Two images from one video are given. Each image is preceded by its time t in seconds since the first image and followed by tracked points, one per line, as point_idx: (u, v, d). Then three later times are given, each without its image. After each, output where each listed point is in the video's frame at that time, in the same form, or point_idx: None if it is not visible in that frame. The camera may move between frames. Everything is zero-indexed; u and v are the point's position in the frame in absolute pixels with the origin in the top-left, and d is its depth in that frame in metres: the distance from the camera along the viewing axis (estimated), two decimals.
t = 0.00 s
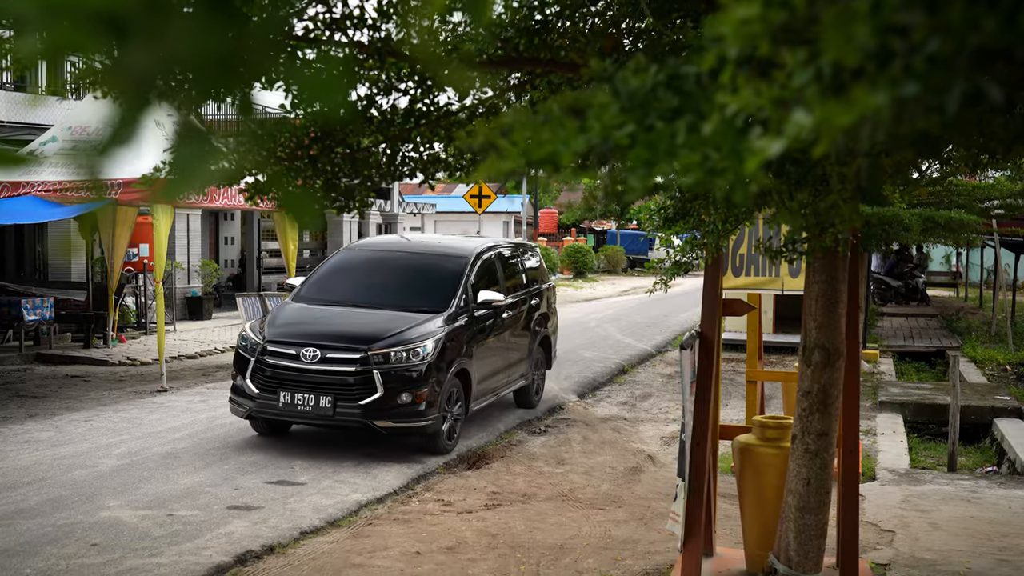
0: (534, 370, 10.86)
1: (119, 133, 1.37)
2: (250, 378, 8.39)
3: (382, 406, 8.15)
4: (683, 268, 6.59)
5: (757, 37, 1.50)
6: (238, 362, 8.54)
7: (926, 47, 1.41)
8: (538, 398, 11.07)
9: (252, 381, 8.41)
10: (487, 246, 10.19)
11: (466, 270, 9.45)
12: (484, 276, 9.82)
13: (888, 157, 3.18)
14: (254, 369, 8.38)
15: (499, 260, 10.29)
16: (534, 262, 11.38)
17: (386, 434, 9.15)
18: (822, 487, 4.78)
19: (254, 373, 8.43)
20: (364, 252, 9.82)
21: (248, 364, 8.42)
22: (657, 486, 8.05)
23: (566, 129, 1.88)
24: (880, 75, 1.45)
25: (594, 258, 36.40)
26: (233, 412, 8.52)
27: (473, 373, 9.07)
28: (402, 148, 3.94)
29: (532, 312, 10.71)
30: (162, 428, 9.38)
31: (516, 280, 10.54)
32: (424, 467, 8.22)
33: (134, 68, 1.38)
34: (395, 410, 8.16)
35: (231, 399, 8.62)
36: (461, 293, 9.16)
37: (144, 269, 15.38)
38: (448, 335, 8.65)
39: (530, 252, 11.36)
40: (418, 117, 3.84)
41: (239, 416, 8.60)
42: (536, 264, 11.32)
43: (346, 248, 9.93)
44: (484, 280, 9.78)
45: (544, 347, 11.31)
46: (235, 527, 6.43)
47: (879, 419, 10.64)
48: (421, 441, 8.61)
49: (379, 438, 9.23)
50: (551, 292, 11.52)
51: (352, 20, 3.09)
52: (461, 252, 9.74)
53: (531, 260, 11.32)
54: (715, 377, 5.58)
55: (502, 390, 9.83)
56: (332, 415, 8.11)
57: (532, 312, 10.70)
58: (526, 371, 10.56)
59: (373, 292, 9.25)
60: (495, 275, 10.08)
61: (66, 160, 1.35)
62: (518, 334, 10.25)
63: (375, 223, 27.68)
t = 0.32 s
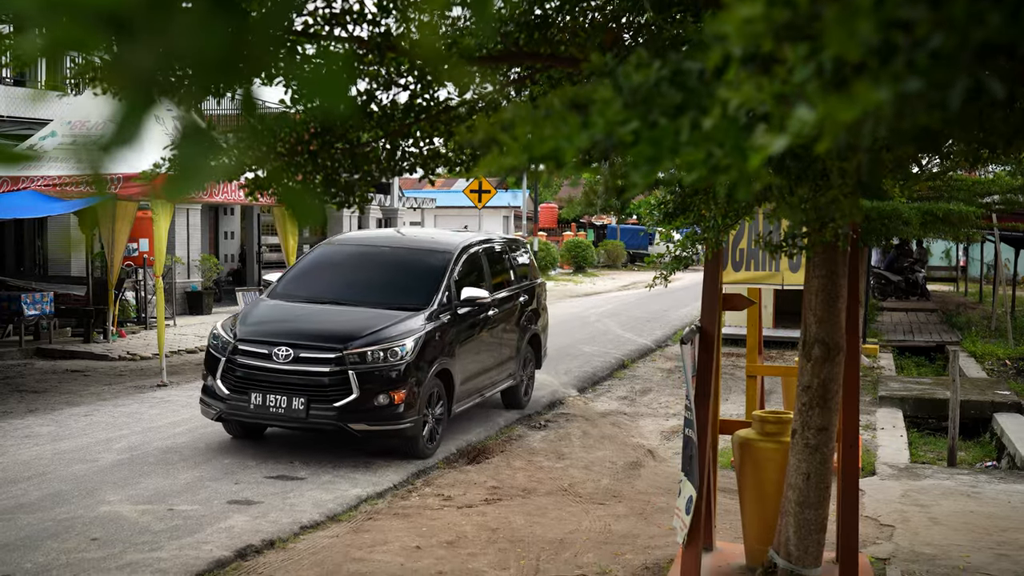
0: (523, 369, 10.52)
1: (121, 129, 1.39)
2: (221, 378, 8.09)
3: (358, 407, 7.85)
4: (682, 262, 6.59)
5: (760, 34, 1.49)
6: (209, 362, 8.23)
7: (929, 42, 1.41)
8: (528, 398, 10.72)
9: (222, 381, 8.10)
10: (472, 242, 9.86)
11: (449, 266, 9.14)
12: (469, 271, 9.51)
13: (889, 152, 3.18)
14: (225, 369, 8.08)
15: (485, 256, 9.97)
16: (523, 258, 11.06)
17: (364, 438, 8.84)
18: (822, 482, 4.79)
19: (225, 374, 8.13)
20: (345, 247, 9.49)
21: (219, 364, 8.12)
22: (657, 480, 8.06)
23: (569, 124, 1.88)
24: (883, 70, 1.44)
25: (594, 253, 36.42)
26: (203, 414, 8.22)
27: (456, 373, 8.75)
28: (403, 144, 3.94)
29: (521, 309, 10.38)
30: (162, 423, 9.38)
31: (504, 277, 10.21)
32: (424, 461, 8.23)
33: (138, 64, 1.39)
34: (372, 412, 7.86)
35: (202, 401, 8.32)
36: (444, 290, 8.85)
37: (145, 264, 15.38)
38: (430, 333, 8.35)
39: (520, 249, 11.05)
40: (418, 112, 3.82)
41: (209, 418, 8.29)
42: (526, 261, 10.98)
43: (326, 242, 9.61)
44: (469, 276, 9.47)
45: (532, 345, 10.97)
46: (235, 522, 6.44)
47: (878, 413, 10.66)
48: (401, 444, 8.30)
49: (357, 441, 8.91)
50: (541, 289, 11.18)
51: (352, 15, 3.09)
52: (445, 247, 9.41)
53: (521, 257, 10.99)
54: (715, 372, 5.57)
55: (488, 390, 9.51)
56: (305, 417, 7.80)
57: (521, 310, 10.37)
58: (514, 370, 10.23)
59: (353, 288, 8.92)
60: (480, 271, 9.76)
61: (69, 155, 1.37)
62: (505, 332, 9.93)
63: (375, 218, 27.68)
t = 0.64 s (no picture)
0: (511, 369, 10.20)
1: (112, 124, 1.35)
2: (192, 379, 7.75)
3: (334, 410, 7.51)
4: (682, 258, 6.58)
5: (759, 28, 1.49)
6: (180, 362, 7.89)
7: (928, 39, 1.37)
8: (517, 399, 10.39)
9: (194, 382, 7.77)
10: (458, 238, 9.50)
11: (432, 263, 8.79)
12: (454, 268, 9.15)
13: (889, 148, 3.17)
14: (196, 370, 7.73)
15: (472, 253, 9.62)
16: (516, 256, 10.74)
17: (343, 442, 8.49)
18: (822, 477, 4.79)
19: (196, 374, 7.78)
20: (324, 243, 9.13)
21: (190, 364, 7.78)
22: (657, 475, 8.07)
23: (565, 118, 1.89)
24: (882, 67, 1.44)
25: (594, 248, 36.42)
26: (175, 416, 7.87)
27: (438, 373, 8.41)
28: (403, 138, 3.94)
29: (509, 308, 10.04)
30: (162, 418, 9.39)
31: (491, 274, 9.84)
32: (423, 457, 8.23)
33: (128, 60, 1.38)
34: (349, 414, 7.51)
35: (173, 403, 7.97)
36: (426, 287, 8.50)
37: (144, 259, 15.37)
38: (408, 332, 7.98)
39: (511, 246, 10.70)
40: (418, 107, 3.82)
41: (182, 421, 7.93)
42: (518, 259, 10.67)
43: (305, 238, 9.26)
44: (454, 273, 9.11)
45: (522, 344, 10.63)
46: (235, 516, 6.44)
47: (878, 408, 10.66)
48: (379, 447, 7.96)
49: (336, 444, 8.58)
50: (532, 287, 10.83)
51: (351, 10, 3.08)
52: (429, 244, 9.06)
53: (513, 255, 10.67)
54: (715, 366, 5.58)
55: (473, 391, 9.19)
56: (279, 420, 7.46)
57: (509, 309, 10.04)
58: (502, 370, 9.91)
59: (333, 286, 8.58)
60: (467, 269, 9.41)
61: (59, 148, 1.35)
62: (492, 330, 9.60)
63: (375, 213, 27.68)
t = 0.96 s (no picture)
0: (501, 368, 9.87)
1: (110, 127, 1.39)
2: (163, 381, 7.36)
3: (311, 413, 7.14)
4: (682, 252, 6.56)
5: (759, 26, 1.49)
6: (151, 363, 7.49)
7: (928, 34, 1.37)
8: (507, 400, 10.07)
9: (165, 385, 7.38)
10: (445, 232, 9.13)
11: (416, 258, 8.40)
12: (440, 264, 8.77)
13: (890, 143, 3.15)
14: (168, 371, 7.34)
15: (460, 249, 9.25)
16: (507, 254, 10.42)
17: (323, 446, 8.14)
18: (822, 472, 4.79)
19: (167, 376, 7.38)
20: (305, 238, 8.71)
21: (161, 365, 7.39)
22: (657, 470, 8.08)
23: (563, 116, 1.88)
24: (882, 63, 1.44)
25: (594, 243, 36.42)
26: (147, 420, 7.48)
27: (423, 374, 8.06)
28: (402, 133, 3.94)
29: (499, 305, 9.68)
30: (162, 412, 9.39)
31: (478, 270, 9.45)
32: (423, 452, 8.23)
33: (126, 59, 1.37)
34: (327, 417, 7.15)
35: (144, 406, 7.57)
36: (410, 283, 8.13)
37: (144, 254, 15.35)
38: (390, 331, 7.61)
39: (501, 242, 10.33)
40: (417, 101, 3.81)
41: (154, 424, 7.55)
42: (509, 255, 10.35)
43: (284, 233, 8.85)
44: (440, 269, 8.74)
45: (512, 343, 10.28)
46: (235, 511, 6.45)
47: (879, 403, 10.66)
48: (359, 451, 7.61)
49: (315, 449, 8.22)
50: (523, 284, 10.47)
51: (351, 4, 3.07)
52: (415, 237, 8.69)
53: (504, 251, 10.34)
54: (715, 362, 5.57)
55: (460, 392, 8.85)
56: (253, 424, 7.07)
57: (498, 307, 9.67)
58: (492, 368, 9.55)
59: (313, 283, 8.18)
60: (454, 265, 9.05)
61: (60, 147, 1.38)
62: (481, 328, 9.24)
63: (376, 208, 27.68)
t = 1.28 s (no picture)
0: (491, 368, 9.61)
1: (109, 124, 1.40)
2: (137, 382, 7.11)
3: (289, 415, 6.87)
4: (682, 247, 6.56)
5: (759, 19, 1.49)
6: (125, 362, 7.24)
7: (928, 29, 1.36)
8: (496, 399, 9.78)
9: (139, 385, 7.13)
10: (433, 228, 8.82)
11: (402, 255, 8.11)
12: (427, 261, 8.48)
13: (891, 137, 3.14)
14: (141, 371, 7.09)
15: (449, 245, 8.94)
16: (501, 251, 10.11)
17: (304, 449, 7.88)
18: (822, 467, 4.78)
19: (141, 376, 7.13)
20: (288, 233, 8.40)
21: (135, 364, 7.13)
22: (657, 465, 8.08)
23: (568, 118, 1.87)
24: (882, 57, 1.43)
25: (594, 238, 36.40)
26: (121, 421, 7.24)
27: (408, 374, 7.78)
28: (403, 128, 3.93)
29: (490, 304, 9.37)
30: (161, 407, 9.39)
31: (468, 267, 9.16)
32: (424, 447, 8.23)
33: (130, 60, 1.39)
34: (306, 420, 6.88)
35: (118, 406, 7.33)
36: (394, 281, 7.84)
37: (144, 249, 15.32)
38: (372, 330, 7.33)
39: (494, 239, 10.03)
40: (417, 96, 3.82)
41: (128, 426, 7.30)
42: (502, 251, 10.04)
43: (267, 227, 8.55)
44: (427, 265, 8.44)
45: (503, 341, 9.98)
46: (235, 506, 6.45)
47: (879, 398, 10.67)
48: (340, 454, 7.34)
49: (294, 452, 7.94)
50: (516, 281, 10.14)
51: None
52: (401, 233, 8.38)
53: (497, 248, 10.03)
54: (715, 356, 5.56)
55: (448, 392, 8.58)
56: (229, 426, 6.81)
57: (489, 304, 9.36)
58: (481, 369, 9.27)
59: (295, 281, 7.88)
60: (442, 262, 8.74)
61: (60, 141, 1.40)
62: (470, 327, 8.95)
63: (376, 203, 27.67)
